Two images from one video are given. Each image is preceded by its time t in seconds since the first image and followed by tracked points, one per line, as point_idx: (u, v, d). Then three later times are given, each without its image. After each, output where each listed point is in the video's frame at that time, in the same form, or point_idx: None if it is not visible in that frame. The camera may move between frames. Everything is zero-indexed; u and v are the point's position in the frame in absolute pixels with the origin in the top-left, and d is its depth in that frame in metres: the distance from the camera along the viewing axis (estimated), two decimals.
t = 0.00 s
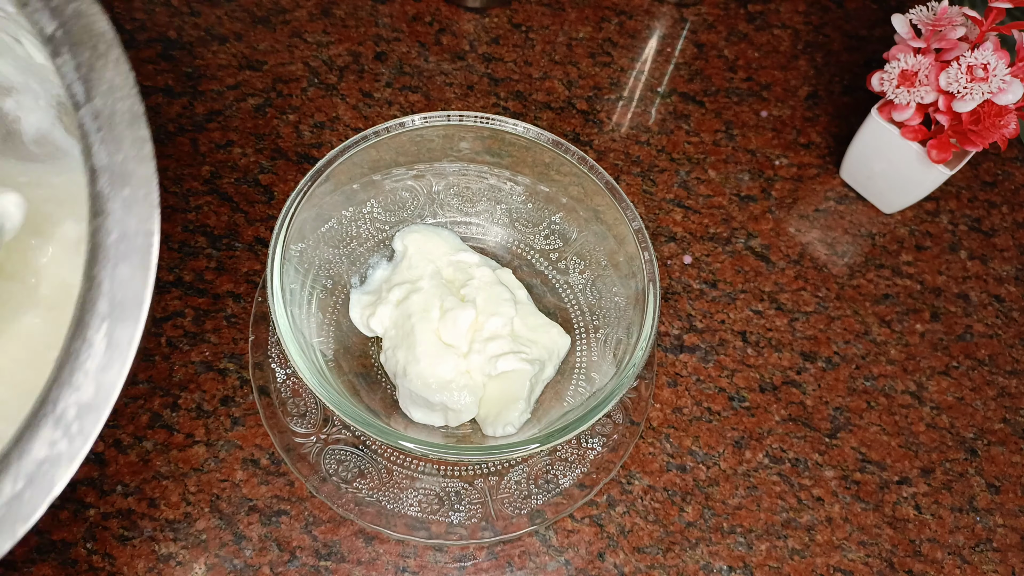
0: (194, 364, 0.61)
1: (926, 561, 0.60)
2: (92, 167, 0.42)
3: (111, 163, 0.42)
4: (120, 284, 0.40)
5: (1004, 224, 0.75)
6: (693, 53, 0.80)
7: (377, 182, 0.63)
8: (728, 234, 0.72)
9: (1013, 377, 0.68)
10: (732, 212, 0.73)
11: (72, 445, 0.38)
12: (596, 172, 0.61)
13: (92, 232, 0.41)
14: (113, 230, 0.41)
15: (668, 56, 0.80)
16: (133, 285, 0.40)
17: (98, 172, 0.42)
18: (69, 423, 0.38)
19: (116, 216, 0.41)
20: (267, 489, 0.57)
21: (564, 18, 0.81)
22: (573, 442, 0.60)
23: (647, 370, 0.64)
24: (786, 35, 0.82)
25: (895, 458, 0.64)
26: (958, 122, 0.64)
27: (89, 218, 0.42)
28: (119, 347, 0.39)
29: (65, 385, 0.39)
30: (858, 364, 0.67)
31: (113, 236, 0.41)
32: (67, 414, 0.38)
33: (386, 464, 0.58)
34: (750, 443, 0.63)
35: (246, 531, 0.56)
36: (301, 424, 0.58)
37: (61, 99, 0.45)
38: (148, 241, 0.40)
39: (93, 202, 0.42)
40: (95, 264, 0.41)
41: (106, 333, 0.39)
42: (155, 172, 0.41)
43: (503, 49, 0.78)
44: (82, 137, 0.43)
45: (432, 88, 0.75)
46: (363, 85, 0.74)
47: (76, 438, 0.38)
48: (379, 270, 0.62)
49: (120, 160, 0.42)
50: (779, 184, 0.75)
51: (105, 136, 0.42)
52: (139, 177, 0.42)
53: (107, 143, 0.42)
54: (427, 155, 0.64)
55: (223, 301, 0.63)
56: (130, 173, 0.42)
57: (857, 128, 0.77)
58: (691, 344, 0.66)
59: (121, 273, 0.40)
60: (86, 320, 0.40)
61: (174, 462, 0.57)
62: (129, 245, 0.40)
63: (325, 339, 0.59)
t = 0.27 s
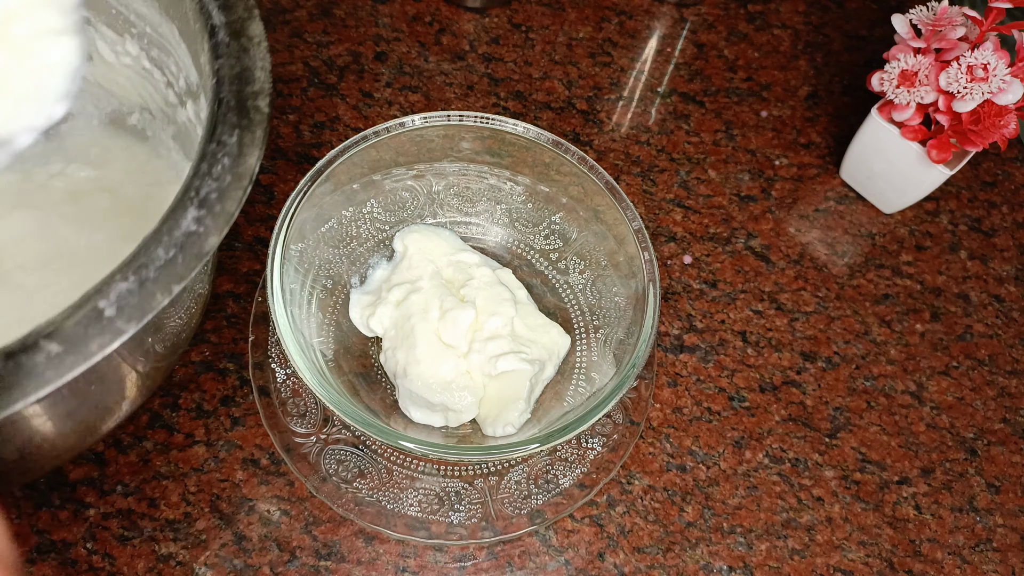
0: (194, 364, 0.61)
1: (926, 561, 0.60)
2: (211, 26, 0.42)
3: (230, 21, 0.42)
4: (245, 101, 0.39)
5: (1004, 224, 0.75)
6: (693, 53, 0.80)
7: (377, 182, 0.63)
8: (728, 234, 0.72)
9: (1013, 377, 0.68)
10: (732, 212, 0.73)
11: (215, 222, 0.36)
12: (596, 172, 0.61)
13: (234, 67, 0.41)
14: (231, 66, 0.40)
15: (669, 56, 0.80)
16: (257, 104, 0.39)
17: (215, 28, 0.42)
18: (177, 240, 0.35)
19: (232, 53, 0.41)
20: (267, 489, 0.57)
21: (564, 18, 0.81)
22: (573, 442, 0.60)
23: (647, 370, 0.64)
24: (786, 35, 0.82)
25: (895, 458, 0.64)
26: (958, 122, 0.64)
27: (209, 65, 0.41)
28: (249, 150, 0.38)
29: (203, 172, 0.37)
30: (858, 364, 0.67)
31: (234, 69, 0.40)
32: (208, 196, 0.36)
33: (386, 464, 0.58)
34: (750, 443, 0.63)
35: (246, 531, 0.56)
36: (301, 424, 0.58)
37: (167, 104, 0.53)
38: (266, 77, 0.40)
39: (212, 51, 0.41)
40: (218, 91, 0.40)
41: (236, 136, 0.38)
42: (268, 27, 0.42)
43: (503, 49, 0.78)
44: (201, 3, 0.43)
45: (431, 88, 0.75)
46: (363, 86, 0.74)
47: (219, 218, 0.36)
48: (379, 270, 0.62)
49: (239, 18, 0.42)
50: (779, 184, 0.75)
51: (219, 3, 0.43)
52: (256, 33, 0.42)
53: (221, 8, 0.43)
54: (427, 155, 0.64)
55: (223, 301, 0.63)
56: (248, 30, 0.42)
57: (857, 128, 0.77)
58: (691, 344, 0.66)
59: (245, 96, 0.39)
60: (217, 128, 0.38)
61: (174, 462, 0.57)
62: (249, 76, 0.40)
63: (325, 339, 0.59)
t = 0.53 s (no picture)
0: (194, 364, 0.61)
1: (926, 561, 0.60)
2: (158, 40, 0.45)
3: (176, 37, 0.45)
4: (187, 118, 0.41)
5: (1005, 224, 0.75)
6: (693, 53, 0.80)
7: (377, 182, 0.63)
8: (728, 233, 0.72)
9: (1013, 377, 0.67)
10: (732, 212, 0.73)
11: (151, 237, 0.38)
12: (596, 172, 0.61)
13: (178, 82, 0.43)
14: (175, 82, 0.43)
15: (668, 56, 0.80)
16: (196, 121, 0.41)
17: (164, 43, 0.44)
18: (78, 296, 0.36)
19: (176, 68, 0.43)
20: (267, 489, 0.57)
21: (564, 18, 0.81)
22: (573, 442, 0.60)
23: (647, 370, 0.64)
24: (786, 35, 0.82)
25: (895, 458, 0.64)
26: (958, 122, 0.64)
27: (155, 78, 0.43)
28: (185, 164, 0.40)
29: (138, 190, 0.39)
30: (858, 364, 0.67)
31: (178, 85, 0.42)
32: (144, 213, 0.38)
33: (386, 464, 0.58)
34: (750, 443, 0.63)
35: (246, 531, 0.56)
36: (301, 424, 0.58)
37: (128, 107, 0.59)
38: (208, 94, 0.42)
39: (159, 65, 0.43)
40: (161, 105, 0.42)
41: (174, 153, 0.40)
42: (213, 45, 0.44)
43: (503, 49, 0.78)
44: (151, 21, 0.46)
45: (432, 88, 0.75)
46: (363, 86, 0.74)
47: (152, 235, 0.38)
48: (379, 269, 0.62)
49: (185, 35, 0.45)
50: (779, 184, 0.75)
51: (168, 21, 0.46)
52: (201, 49, 0.44)
53: (170, 25, 0.45)
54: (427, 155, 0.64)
55: (223, 301, 0.63)
56: (194, 45, 0.44)
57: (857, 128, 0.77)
58: (691, 344, 0.66)
59: (185, 112, 0.42)
60: (156, 144, 0.40)
61: (174, 462, 0.57)
62: (192, 93, 0.42)
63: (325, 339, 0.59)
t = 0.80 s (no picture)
0: (194, 364, 0.61)
1: (926, 561, 0.60)
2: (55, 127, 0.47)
3: (75, 123, 0.47)
4: (79, 209, 0.44)
5: (1005, 224, 0.75)
6: (693, 53, 0.80)
7: (377, 182, 0.63)
8: (728, 234, 0.72)
9: (1013, 377, 0.67)
10: (732, 212, 0.73)
11: (35, 328, 0.41)
12: (596, 172, 0.61)
13: (73, 171, 0.45)
14: (72, 169, 0.45)
15: (668, 56, 0.80)
16: (88, 211, 0.44)
17: (60, 130, 0.47)
18: None
19: (71, 155, 0.46)
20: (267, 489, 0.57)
21: (564, 18, 0.81)
22: (573, 442, 0.60)
23: (647, 370, 0.64)
24: (786, 35, 0.82)
25: (895, 458, 0.64)
26: (958, 122, 0.64)
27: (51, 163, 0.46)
28: (74, 256, 0.43)
29: (29, 279, 0.42)
30: (858, 364, 0.67)
31: (73, 173, 0.45)
32: (33, 302, 0.41)
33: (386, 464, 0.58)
34: (750, 443, 0.63)
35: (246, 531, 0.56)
36: (301, 424, 0.58)
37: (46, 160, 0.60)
38: (101, 182, 0.45)
39: (56, 151, 0.46)
40: (54, 194, 0.45)
41: (65, 243, 0.43)
42: (109, 132, 0.47)
43: (503, 49, 0.78)
44: (49, 107, 0.48)
45: (432, 88, 0.75)
46: (363, 85, 0.74)
47: (38, 324, 0.41)
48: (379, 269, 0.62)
49: (82, 121, 0.47)
50: (779, 184, 0.75)
51: (67, 105, 0.48)
52: (98, 135, 0.47)
53: (68, 109, 0.48)
54: (427, 155, 0.64)
55: (223, 301, 0.63)
56: (91, 131, 0.47)
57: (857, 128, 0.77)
58: (691, 344, 0.66)
59: (79, 202, 0.44)
60: (48, 234, 0.43)
61: (173, 462, 0.57)
62: (86, 181, 0.45)
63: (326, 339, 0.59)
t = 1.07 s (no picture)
0: (194, 364, 0.61)
1: (926, 561, 0.60)
2: (70, 160, 0.52)
3: (89, 155, 0.53)
4: (102, 239, 0.50)
5: (1005, 224, 0.75)
6: (693, 53, 0.80)
7: (377, 182, 0.63)
8: (728, 233, 0.72)
9: (1013, 377, 0.67)
10: (732, 212, 0.73)
11: (72, 354, 0.46)
12: (596, 172, 0.61)
13: (93, 202, 0.51)
14: (91, 201, 0.51)
15: (668, 56, 0.80)
16: (110, 240, 0.50)
17: (76, 162, 0.52)
18: (14, 411, 0.45)
19: (90, 188, 0.51)
20: (267, 489, 0.57)
21: (564, 18, 0.81)
22: (573, 442, 0.60)
23: (647, 370, 0.64)
24: (786, 35, 0.82)
25: (895, 458, 0.63)
26: (958, 122, 0.64)
27: (71, 194, 0.51)
28: (101, 283, 0.48)
29: (61, 308, 0.47)
30: (858, 364, 0.67)
31: (92, 206, 0.51)
32: (67, 329, 0.47)
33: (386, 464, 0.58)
34: (750, 443, 0.63)
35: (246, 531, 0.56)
36: (301, 424, 0.58)
37: (44, 174, 0.64)
38: (120, 211, 0.51)
39: (73, 183, 0.51)
40: (78, 225, 0.50)
41: (91, 271, 0.48)
42: (122, 162, 0.53)
43: (503, 49, 0.78)
44: (63, 140, 0.53)
45: (432, 88, 0.75)
46: (363, 85, 0.74)
47: (74, 349, 0.46)
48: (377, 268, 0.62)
49: (96, 153, 0.53)
50: (779, 184, 0.75)
51: (80, 138, 0.53)
52: (112, 166, 0.52)
53: (81, 142, 0.53)
54: (427, 155, 0.64)
55: (223, 301, 0.63)
56: (105, 163, 0.53)
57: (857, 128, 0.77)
58: (691, 344, 0.66)
59: (101, 232, 0.50)
60: (74, 264, 0.49)
61: (173, 462, 0.57)
62: (105, 211, 0.51)
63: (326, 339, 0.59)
